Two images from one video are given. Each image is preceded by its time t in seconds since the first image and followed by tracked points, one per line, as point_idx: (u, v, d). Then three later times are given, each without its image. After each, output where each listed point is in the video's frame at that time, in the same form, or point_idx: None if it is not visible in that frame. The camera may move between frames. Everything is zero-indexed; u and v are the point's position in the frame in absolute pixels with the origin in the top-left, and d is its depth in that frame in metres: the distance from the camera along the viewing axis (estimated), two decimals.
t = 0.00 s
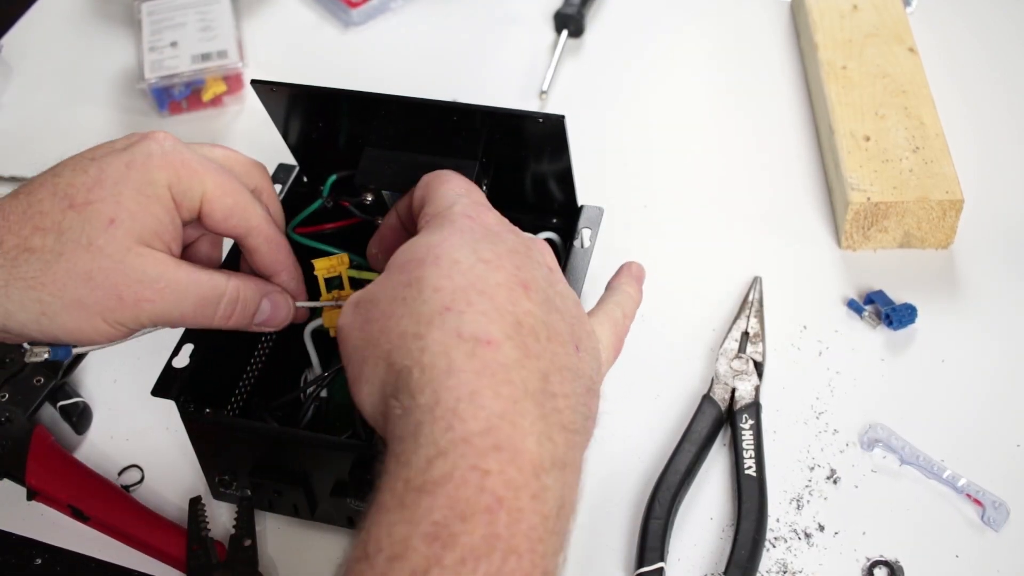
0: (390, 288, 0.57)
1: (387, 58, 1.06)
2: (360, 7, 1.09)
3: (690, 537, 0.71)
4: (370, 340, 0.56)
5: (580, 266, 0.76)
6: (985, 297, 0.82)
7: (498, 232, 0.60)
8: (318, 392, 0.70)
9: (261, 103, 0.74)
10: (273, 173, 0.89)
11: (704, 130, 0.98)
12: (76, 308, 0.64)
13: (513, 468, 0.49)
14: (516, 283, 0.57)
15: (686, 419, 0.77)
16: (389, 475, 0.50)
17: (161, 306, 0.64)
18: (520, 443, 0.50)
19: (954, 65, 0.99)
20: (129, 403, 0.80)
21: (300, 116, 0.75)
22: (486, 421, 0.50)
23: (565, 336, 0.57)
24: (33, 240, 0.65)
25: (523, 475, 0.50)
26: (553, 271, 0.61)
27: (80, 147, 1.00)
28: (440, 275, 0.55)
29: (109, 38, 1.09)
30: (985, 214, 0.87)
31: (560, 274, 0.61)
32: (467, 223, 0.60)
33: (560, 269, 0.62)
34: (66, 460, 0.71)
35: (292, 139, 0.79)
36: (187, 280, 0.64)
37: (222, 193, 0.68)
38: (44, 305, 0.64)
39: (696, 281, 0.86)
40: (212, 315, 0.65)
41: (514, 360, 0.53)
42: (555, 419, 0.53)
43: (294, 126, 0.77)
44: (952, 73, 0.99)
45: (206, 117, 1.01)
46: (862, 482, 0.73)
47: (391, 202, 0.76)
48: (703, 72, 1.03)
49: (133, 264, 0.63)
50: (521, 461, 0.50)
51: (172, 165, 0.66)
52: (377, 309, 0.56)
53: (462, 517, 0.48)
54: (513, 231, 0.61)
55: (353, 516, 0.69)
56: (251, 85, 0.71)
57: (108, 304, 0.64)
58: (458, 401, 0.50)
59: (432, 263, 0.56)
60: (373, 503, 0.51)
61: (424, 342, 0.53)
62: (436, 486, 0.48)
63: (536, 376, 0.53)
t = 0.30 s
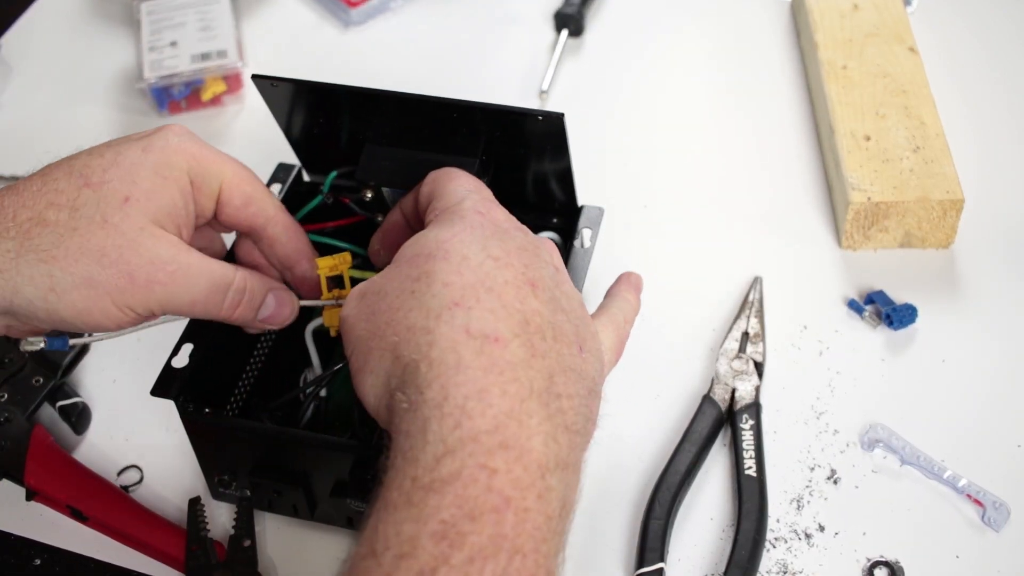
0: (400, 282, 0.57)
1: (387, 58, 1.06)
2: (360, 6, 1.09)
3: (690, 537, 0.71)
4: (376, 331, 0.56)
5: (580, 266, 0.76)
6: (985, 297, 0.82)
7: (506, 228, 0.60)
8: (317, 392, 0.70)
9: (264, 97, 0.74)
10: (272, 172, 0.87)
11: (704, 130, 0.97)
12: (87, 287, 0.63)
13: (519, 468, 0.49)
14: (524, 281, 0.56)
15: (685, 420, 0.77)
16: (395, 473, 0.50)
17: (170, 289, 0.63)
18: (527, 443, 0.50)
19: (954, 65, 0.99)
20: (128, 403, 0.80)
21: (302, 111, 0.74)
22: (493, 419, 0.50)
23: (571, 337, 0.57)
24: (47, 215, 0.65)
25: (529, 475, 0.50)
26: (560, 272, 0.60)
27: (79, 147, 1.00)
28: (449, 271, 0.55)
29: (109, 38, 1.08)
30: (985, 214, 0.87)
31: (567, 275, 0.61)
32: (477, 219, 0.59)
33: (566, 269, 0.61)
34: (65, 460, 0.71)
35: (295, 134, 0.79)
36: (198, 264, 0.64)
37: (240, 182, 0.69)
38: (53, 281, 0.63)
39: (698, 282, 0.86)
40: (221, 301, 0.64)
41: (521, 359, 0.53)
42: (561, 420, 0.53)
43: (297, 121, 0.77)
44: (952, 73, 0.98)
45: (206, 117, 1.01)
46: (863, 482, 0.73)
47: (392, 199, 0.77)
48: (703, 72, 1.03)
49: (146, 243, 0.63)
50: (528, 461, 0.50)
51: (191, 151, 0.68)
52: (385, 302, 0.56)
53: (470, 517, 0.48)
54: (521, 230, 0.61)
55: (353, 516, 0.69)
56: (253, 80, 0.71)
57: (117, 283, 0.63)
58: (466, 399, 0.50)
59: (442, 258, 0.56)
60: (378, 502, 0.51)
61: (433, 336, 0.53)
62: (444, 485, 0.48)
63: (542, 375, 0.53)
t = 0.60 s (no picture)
0: (396, 280, 0.57)
1: (386, 58, 1.06)
2: (360, 6, 1.09)
3: (690, 537, 0.71)
4: (370, 329, 0.56)
5: (580, 267, 0.76)
6: (985, 297, 0.82)
7: (506, 227, 0.60)
8: (318, 393, 0.69)
9: (262, 103, 0.74)
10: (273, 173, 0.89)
11: (704, 130, 0.97)
12: (92, 283, 0.63)
13: (508, 465, 0.49)
14: (520, 281, 0.56)
15: (686, 419, 0.77)
16: (386, 469, 0.50)
17: (175, 286, 0.64)
18: (516, 441, 0.50)
19: (954, 65, 0.99)
20: (128, 403, 0.80)
21: (299, 115, 0.75)
22: (482, 417, 0.50)
23: (565, 337, 0.57)
24: (52, 212, 0.64)
25: (518, 473, 0.49)
26: (559, 271, 0.60)
27: (79, 146, 1.00)
28: (445, 270, 0.55)
29: (109, 38, 1.08)
30: (985, 214, 0.87)
31: (566, 275, 0.61)
32: (475, 218, 0.59)
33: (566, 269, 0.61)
34: (64, 460, 0.71)
35: (292, 138, 0.79)
36: (204, 263, 0.65)
37: (241, 186, 0.70)
38: (58, 277, 0.63)
39: (697, 282, 0.86)
40: (225, 301, 0.65)
41: (512, 357, 0.53)
42: (550, 419, 0.53)
43: (294, 126, 0.77)
44: (952, 73, 0.98)
45: (206, 117, 1.01)
46: (862, 482, 0.73)
47: (391, 201, 0.77)
48: (703, 72, 1.03)
49: (151, 241, 0.63)
50: (517, 459, 0.50)
51: (192, 153, 0.68)
52: (380, 299, 0.56)
53: (459, 513, 0.47)
54: (521, 229, 0.61)
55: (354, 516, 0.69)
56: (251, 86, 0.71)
57: (122, 280, 0.63)
58: (456, 395, 0.50)
59: (438, 257, 0.56)
60: (369, 499, 0.50)
61: (424, 334, 0.53)
62: (433, 482, 0.48)
63: (532, 374, 0.53)
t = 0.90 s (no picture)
0: (388, 283, 0.57)
1: (386, 58, 1.06)
2: (360, 6, 1.09)
3: (690, 537, 0.71)
4: (361, 332, 0.56)
5: (580, 267, 0.76)
6: (985, 297, 0.82)
7: (504, 227, 0.60)
8: (318, 393, 0.70)
9: (262, 103, 0.74)
10: (273, 173, 0.89)
11: (704, 130, 0.97)
12: (103, 289, 0.63)
13: (494, 471, 0.49)
14: (513, 284, 0.56)
15: (686, 420, 0.77)
16: (373, 475, 0.50)
17: (187, 288, 0.64)
18: (502, 446, 0.50)
19: (954, 65, 0.99)
20: (129, 403, 0.80)
21: (300, 115, 0.75)
22: (469, 422, 0.50)
23: (558, 340, 0.57)
24: (60, 219, 0.65)
25: (504, 478, 0.49)
26: (558, 271, 0.60)
27: (78, 146, 1.00)
28: (437, 275, 0.55)
29: (109, 39, 1.08)
30: (985, 214, 0.87)
31: (565, 274, 0.61)
32: (472, 219, 0.60)
33: (566, 266, 0.62)
34: (64, 460, 0.71)
35: (292, 138, 0.79)
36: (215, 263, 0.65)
37: (244, 190, 0.69)
38: (69, 284, 0.63)
39: (696, 282, 0.86)
40: (241, 301, 0.65)
41: (501, 364, 0.53)
42: (538, 425, 0.53)
43: (295, 125, 0.77)
44: (952, 73, 0.98)
45: (206, 117, 1.01)
46: (863, 482, 0.73)
47: (392, 200, 0.77)
48: (703, 72, 1.03)
49: (160, 245, 0.64)
50: (503, 464, 0.50)
51: (196, 159, 0.68)
52: (370, 302, 0.56)
53: (445, 519, 0.48)
54: (520, 229, 0.61)
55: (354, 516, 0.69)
56: (252, 84, 0.71)
57: (134, 284, 0.63)
58: (442, 401, 0.50)
59: (431, 262, 0.56)
60: (357, 504, 0.51)
61: (412, 340, 0.53)
62: (420, 487, 0.48)
63: (521, 380, 0.53)
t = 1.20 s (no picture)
0: (386, 288, 0.57)
1: (386, 58, 1.06)
2: (360, 6, 1.09)
3: (691, 537, 0.71)
4: (359, 338, 0.56)
5: (580, 266, 0.76)
6: (985, 297, 0.82)
7: (504, 228, 0.60)
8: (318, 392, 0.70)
9: (263, 99, 0.74)
10: (273, 173, 0.89)
11: (704, 130, 0.97)
12: (127, 299, 0.63)
13: (492, 476, 0.49)
14: (513, 287, 0.56)
15: (685, 420, 0.77)
16: (371, 481, 0.50)
17: (208, 291, 0.63)
18: (500, 451, 0.50)
19: (954, 65, 0.99)
20: (129, 403, 0.80)
21: (301, 112, 0.75)
22: (466, 428, 0.50)
23: (557, 343, 0.57)
24: (79, 236, 0.65)
25: (501, 483, 0.49)
26: (558, 271, 0.60)
27: (78, 146, 1.00)
28: (435, 280, 0.55)
29: (109, 39, 1.08)
30: (985, 214, 0.87)
31: (566, 273, 0.61)
32: (471, 222, 0.59)
33: (566, 265, 0.62)
34: (66, 461, 0.71)
35: (294, 135, 0.79)
36: (234, 265, 0.64)
37: (252, 196, 0.69)
38: (93, 298, 0.63)
39: (696, 282, 0.86)
40: (262, 300, 0.64)
41: (499, 369, 0.53)
42: (535, 430, 0.53)
43: (296, 122, 0.77)
44: (952, 73, 0.98)
45: (206, 117, 1.01)
46: (863, 482, 0.73)
47: (392, 198, 0.76)
48: (703, 72, 1.03)
49: (178, 251, 0.64)
50: (501, 469, 0.50)
51: (205, 167, 0.68)
52: (368, 308, 0.56)
53: (443, 523, 0.47)
54: (519, 229, 0.61)
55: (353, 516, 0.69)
56: (253, 81, 0.71)
57: (157, 291, 0.63)
58: (440, 407, 0.50)
59: (430, 268, 0.56)
60: (355, 509, 0.50)
61: (411, 347, 0.53)
62: (417, 492, 0.48)
63: (519, 385, 0.53)
